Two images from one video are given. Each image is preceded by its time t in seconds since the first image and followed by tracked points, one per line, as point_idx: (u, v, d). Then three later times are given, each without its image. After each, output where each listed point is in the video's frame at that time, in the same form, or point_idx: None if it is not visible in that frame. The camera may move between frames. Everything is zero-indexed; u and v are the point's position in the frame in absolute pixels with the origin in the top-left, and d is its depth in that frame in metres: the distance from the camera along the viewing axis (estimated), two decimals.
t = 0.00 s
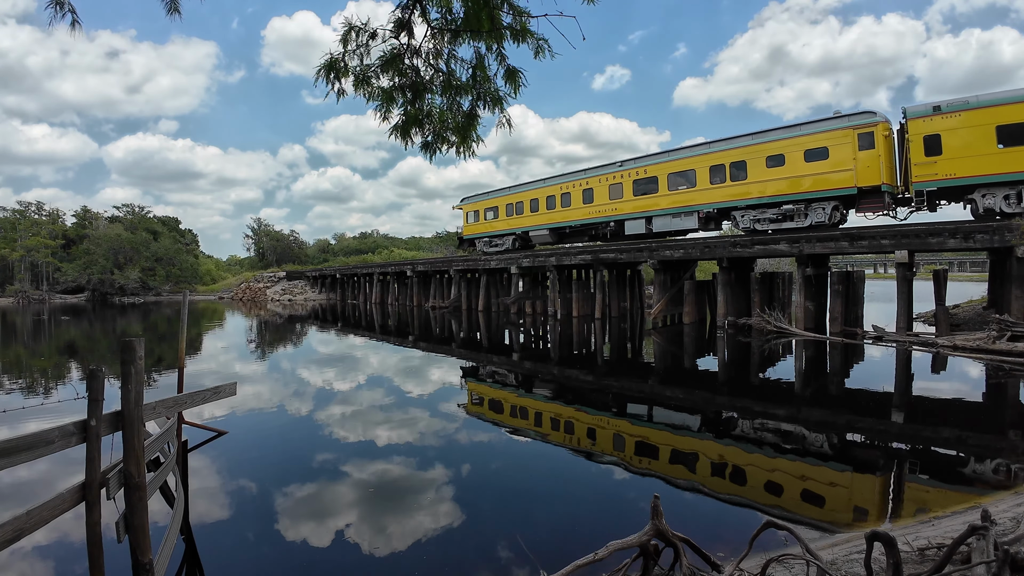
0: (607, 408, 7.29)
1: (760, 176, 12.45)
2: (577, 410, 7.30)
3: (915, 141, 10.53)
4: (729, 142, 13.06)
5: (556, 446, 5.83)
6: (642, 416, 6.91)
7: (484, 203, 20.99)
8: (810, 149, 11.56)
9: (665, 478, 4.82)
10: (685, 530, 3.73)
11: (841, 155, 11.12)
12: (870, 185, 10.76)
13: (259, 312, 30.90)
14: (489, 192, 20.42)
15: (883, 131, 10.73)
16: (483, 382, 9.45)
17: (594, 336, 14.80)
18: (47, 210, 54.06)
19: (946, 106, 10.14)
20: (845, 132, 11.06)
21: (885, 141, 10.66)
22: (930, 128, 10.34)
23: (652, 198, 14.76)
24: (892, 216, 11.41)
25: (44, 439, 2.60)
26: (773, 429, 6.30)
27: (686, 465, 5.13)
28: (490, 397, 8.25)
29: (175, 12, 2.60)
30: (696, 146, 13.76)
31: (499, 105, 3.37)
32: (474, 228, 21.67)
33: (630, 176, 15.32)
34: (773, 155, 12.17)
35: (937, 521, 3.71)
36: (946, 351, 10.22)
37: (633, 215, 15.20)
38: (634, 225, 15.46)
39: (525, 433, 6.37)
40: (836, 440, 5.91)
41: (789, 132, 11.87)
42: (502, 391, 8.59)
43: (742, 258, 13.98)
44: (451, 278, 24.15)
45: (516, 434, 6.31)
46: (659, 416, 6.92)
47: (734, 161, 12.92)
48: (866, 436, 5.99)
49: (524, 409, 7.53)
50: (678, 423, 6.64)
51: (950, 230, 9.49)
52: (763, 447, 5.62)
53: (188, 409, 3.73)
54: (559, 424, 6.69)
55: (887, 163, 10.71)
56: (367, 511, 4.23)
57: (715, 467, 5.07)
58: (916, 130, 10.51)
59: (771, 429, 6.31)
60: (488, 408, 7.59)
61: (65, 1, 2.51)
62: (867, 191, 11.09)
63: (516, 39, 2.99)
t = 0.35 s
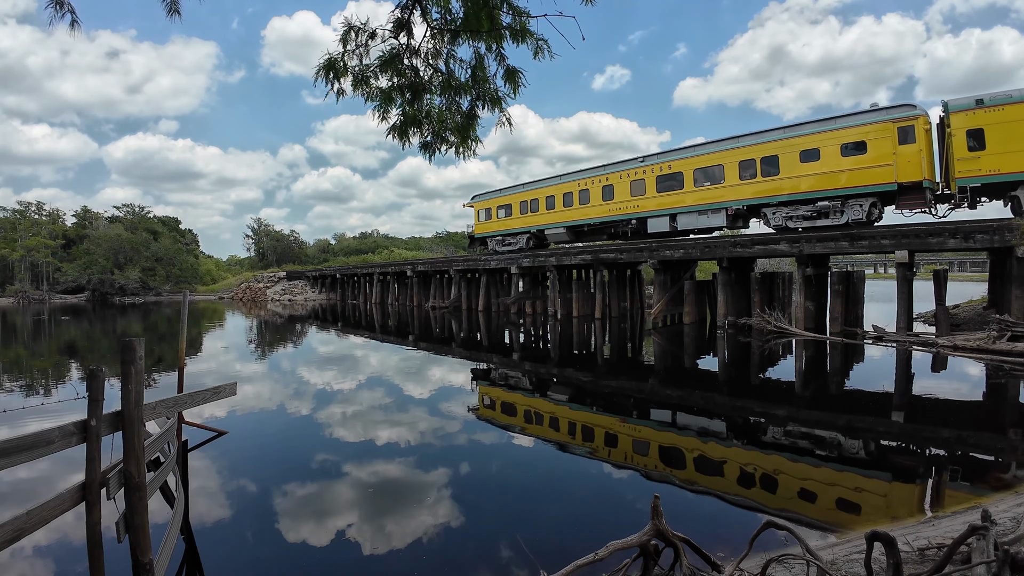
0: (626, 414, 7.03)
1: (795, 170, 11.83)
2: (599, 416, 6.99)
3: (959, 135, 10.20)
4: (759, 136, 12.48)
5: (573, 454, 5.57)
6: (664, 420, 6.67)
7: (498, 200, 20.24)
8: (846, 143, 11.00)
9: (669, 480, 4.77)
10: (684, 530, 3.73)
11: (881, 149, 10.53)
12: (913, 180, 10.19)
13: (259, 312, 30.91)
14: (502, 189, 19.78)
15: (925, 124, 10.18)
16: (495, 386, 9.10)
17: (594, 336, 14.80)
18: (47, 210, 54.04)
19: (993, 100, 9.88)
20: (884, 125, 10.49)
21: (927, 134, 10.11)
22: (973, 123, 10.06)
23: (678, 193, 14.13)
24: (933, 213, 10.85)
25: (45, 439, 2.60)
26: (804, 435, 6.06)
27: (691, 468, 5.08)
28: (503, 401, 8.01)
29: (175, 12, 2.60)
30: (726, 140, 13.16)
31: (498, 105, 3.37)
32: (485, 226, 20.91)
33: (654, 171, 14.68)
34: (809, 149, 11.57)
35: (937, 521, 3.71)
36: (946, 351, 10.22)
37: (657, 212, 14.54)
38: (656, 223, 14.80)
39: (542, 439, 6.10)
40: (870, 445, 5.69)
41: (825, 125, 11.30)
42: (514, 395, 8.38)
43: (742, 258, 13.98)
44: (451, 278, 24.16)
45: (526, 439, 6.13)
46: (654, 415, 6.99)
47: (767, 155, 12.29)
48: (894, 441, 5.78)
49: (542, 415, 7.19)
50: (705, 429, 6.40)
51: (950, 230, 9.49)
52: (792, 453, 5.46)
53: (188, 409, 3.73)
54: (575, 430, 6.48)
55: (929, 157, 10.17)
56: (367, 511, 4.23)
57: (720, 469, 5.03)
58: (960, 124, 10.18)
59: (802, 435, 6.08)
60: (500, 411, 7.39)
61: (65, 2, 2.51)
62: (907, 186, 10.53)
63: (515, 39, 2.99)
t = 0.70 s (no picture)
0: (650, 419, 6.76)
1: (829, 165, 11.38)
2: (617, 421, 6.78)
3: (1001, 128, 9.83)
4: (789, 130, 12.04)
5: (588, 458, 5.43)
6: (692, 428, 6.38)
7: (510, 198, 19.72)
8: (883, 136, 10.59)
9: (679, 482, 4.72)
10: (684, 530, 3.73)
11: (921, 143, 10.13)
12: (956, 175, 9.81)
13: (258, 312, 30.91)
14: (513, 186, 19.28)
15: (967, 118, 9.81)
16: (508, 389, 8.80)
17: (594, 336, 14.80)
18: (47, 210, 54.01)
19: None
20: (926, 118, 10.08)
21: (969, 128, 9.75)
22: (1017, 116, 9.70)
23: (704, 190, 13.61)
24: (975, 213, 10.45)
25: (45, 439, 2.60)
26: (838, 442, 5.82)
27: (698, 471, 5.04)
28: (515, 404, 7.82)
29: (177, 11, 2.60)
30: (755, 134, 12.65)
31: (498, 105, 3.37)
32: (496, 224, 20.29)
33: (678, 167, 14.15)
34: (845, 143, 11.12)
35: (937, 521, 3.72)
36: (946, 351, 10.22)
37: (682, 210, 14.01)
38: (680, 220, 14.29)
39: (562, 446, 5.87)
40: (909, 451, 5.51)
41: (860, 119, 10.88)
42: (524, 398, 8.17)
43: (742, 258, 13.98)
44: (451, 278, 24.15)
45: (540, 442, 5.96)
46: (652, 415, 7.01)
47: (799, 149, 11.82)
48: (921, 444, 5.69)
49: (564, 420, 6.90)
50: (734, 434, 6.15)
51: (950, 230, 9.48)
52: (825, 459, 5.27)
53: (188, 409, 3.73)
54: (590, 434, 6.32)
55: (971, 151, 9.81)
56: (367, 511, 4.23)
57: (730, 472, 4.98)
58: (1002, 117, 9.81)
59: (838, 441, 5.85)
60: (512, 415, 7.22)
61: (65, 2, 2.51)
62: (949, 182, 10.17)
63: (515, 39, 2.99)
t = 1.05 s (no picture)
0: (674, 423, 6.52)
1: (866, 161, 11.00)
2: (618, 420, 6.76)
3: None
4: (824, 124, 11.67)
5: (589, 457, 5.43)
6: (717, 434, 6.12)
7: (524, 196, 19.22)
8: (924, 130, 10.22)
9: (692, 484, 4.64)
10: (684, 530, 3.73)
11: (963, 138, 9.77)
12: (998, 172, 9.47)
13: (258, 312, 30.94)
14: (528, 184, 18.77)
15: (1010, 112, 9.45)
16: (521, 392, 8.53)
17: (594, 336, 14.80)
18: (47, 210, 54.05)
19: None
20: (969, 111, 9.71)
21: (1012, 123, 9.41)
22: None
23: (733, 185, 13.20)
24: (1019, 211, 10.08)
25: (45, 439, 2.60)
26: (874, 448, 5.59)
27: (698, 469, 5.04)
28: (524, 407, 7.62)
29: (177, 12, 2.60)
30: (788, 129, 12.30)
31: (498, 105, 3.37)
32: (510, 222, 19.79)
33: (706, 162, 13.72)
34: (885, 137, 10.72)
35: (937, 521, 3.72)
36: (946, 351, 10.22)
37: (709, 207, 13.63)
38: (707, 217, 13.89)
39: (590, 454, 5.54)
40: (949, 457, 5.27)
41: (901, 112, 10.51)
42: (534, 400, 7.99)
43: (742, 258, 13.98)
44: (451, 278, 24.17)
45: (541, 442, 5.96)
46: (675, 420, 6.76)
47: (837, 143, 11.44)
48: (922, 444, 5.68)
49: (589, 426, 6.53)
50: (767, 441, 5.89)
51: (950, 230, 9.47)
52: (862, 467, 5.04)
53: (188, 409, 3.73)
54: (610, 439, 6.05)
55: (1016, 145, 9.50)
56: (367, 511, 4.23)
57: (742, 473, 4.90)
58: None
59: (876, 448, 5.59)
60: (525, 419, 6.96)
61: (66, 3, 2.51)
62: (992, 178, 9.82)
63: (515, 39, 2.99)
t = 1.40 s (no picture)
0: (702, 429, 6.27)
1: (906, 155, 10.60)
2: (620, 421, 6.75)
3: None
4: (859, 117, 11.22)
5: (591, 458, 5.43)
6: (749, 439, 5.92)
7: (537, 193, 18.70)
8: (969, 123, 9.87)
9: (692, 485, 4.63)
10: (685, 530, 3.73)
11: (1009, 133, 9.52)
12: None
13: (258, 312, 30.94)
14: (541, 180, 18.23)
15: None
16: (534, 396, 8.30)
17: (594, 336, 14.80)
18: (47, 210, 54.06)
19: None
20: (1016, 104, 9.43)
21: None
22: None
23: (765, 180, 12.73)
24: None
25: (45, 439, 2.60)
26: (912, 454, 5.39)
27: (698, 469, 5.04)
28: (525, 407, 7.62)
29: (176, 12, 2.60)
30: (820, 122, 11.84)
31: (498, 105, 3.37)
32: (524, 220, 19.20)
33: (734, 157, 13.24)
34: (923, 131, 10.35)
35: (937, 521, 3.72)
36: (946, 351, 10.22)
37: (738, 203, 13.17)
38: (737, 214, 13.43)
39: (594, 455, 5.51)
40: (991, 463, 5.07)
41: (944, 104, 10.13)
42: (550, 404, 7.78)
43: (742, 258, 13.98)
44: (451, 278, 24.18)
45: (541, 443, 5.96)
46: (703, 426, 6.51)
47: (873, 138, 11.01)
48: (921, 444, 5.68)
49: (608, 432, 6.29)
50: (800, 448, 5.66)
51: (950, 230, 9.47)
52: (891, 472, 4.92)
53: (188, 409, 3.72)
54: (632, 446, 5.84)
55: None
56: (366, 511, 4.23)
57: (756, 478, 4.81)
58: None
59: (914, 453, 5.39)
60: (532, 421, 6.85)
61: (66, 3, 2.51)
62: None
63: (516, 39, 2.99)
